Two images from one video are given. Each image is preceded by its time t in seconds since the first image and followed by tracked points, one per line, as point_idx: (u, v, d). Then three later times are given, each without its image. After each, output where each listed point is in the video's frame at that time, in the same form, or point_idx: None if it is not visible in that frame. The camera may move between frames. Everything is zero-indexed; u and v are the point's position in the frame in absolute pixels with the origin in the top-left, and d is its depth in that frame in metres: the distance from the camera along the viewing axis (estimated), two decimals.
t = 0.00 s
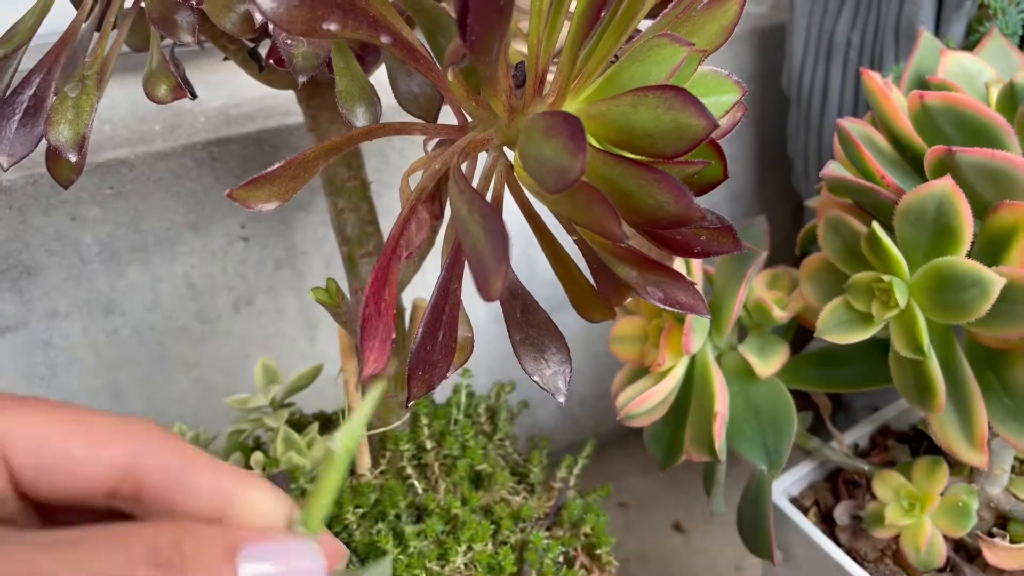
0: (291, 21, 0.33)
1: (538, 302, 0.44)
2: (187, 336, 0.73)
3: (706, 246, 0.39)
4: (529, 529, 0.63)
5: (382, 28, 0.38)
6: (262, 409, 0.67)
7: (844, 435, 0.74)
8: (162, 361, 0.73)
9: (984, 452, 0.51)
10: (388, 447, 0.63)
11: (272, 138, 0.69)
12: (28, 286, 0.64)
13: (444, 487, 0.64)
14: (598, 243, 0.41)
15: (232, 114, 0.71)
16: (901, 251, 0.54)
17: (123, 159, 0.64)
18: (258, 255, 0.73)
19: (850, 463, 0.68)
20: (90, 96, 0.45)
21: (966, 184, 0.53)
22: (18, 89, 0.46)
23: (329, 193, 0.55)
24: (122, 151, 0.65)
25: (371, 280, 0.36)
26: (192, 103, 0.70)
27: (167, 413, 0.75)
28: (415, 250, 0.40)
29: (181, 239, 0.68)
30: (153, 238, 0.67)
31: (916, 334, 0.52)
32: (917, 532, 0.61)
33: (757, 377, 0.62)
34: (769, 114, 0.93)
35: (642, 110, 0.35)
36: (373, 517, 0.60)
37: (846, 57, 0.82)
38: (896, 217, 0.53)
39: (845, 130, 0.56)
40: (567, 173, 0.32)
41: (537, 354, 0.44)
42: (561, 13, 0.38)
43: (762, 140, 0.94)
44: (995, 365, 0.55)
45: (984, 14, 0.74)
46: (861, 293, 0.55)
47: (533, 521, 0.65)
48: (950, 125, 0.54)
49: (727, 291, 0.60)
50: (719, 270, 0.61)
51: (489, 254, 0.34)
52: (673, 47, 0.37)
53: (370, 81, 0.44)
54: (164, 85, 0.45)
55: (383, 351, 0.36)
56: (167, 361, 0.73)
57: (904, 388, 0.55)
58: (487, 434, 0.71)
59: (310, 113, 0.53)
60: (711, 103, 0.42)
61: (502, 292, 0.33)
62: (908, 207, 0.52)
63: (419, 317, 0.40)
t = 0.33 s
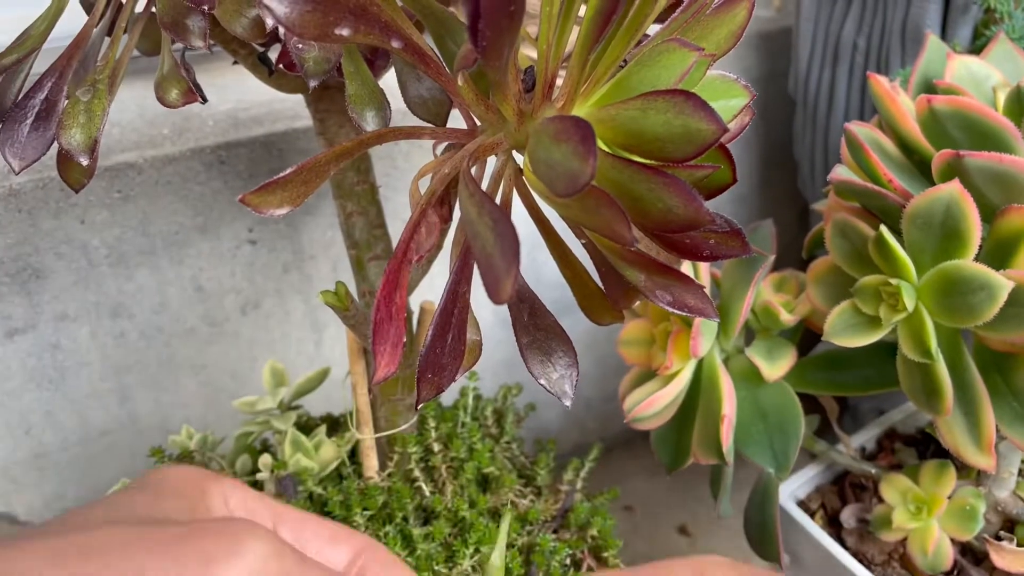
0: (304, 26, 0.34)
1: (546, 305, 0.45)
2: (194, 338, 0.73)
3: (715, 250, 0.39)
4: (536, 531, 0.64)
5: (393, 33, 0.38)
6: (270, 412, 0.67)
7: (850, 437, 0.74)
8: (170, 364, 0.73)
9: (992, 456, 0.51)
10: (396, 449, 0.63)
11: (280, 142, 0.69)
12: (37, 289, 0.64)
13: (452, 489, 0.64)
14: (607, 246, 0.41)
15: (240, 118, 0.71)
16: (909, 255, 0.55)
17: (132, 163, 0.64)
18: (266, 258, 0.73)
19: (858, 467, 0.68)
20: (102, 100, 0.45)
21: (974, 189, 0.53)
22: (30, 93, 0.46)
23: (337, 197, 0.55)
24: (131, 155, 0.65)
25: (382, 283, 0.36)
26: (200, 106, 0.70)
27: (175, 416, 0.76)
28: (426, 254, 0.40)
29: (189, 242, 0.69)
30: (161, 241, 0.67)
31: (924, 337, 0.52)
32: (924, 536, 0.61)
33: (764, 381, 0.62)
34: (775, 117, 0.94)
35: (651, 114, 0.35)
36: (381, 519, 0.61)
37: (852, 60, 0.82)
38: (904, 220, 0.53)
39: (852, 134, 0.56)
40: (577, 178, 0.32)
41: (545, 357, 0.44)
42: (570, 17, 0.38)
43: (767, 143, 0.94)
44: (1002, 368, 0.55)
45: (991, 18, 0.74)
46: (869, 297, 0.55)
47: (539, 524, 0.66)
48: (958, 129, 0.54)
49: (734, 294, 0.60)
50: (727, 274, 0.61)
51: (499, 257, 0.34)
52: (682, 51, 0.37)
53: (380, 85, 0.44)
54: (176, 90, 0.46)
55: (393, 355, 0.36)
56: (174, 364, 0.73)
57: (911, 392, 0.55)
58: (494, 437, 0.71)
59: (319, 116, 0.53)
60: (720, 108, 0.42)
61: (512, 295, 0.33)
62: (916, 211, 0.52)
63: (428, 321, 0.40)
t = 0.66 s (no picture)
0: (315, 25, 0.33)
1: (557, 307, 0.44)
2: (202, 340, 0.73)
3: (730, 251, 0.39)
4: (546, 534, 0.63)
5: (403, 33, 0.38)
6: (278, 413, 0.67)
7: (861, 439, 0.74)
8: (178, 365, 0.73)
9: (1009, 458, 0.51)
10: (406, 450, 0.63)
11: (288, 142, 0.69)
12: (44, 291, 0.64)
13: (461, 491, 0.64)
14: (620, 247, 0.40)
15: (248, 118, 0.71)
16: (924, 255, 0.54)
17: (140, 163, 0.64)
18: (274, 259, 0.73)
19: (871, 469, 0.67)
20: (111, 101, 0.45)
21: (991, 188, 0.53)
22: (38, 94, 0.46)
23: (346, 198, 0.55)
24: (138, 156, 0.65)
25: (393, 285, 0.35)
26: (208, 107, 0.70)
27: (182, 417, 0.75)
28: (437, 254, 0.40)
29: (197, 242, 0.68)
30: (169, 242, 0.67)
31: (940, 339, 0.51)
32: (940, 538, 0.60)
33: (777, 383, 0.62)
34: (785, 116, 0.93)
35: (665, 114, 0.35)
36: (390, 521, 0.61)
37: (863, 59, 0.81)
38: (920, 220, 0.52)
39: (866, 134, 0.56)
40: (592, 178, 0.32)
41: (557, 360, 0.43)
42: (583, 16, 0.38)
43: (776, 143, 0.93)
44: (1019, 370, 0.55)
45: (1003, 16, 0.74)
46: (884, 298, 0.54)
47: (549, 526, 0.65)
48: (972, 128, 0.54)
49: (746, 295, 0.60)
50: (738, 274, 0.61)
51: (513, 259, 0.34)
52: (697, 50, 0.37)
53: (390, 86, 0.44)
54: (184, 90, 0.45)
55: (405, 357, 0.35)
56: (181, 366, 0.73)
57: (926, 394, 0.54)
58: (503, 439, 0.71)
59: (328, 117, 0.53)
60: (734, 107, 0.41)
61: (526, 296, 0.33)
62: (932, 211, 0.51)
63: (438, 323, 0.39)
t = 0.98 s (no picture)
0: (326, 29, 0.34)
1: (566, 308, 0.44)
2: (212, 342, 0.73)
3: (739, 252, 0.39)
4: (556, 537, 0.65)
5: (414, 36, 0.38)
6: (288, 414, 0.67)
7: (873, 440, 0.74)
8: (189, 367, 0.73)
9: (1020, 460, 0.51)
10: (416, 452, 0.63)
11: (298, 145, 0.69)
12: (57, 293, 0.64)
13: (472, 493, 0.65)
14: (630, 249, 0.40)
15: (257, 121, 0.71)
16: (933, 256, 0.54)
17: (151, 167, 0.65)
18: (284, 261, 0.73)
19: (881, 470, 0.67)
20: (124, 105, 0.45)
21: (1000, 189, 0.52)
22: (52, 98, 0.46)
23: (356, 200, 0.55)
24: (149, 159, 0.65)
25: (405, 286, 0.35)
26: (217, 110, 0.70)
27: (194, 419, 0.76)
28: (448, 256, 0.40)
29: (207, 245, 0.69)
30: (179, 244, 0.68)
31: (951, 340, 0.51)
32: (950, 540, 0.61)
33: (787, 383, 0.62)
34: (795, 117, 0.93)
35: (676, 115, 0.35)
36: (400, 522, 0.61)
37: (872, 59, 0.81)
38: (930, 221, 0.52)
39: (876, 134, 0.56)
40: (603, 180, 0.32)
41: (567, 362, 0.43)
42: (593, 19, 0.38)
43: (785, 143, 0.93)
44: None
45: (1013, 16, 0.74)
46: (893, 299, 0.54)
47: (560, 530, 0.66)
48: (982, 128, 0.54)
49: (755, 297, 0.60)
50: (747, 275, 0.61)
51: (523, 260, 0.34)
52: (707, 52, 0.37)
53: (400, 89, 0.44)
54: (197, 94, 0.46)
55: (416, 358, 0.35)
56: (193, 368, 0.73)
57: (935, 396, 0.54)
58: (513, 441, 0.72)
59: (338, 120, 0.53)
60: (745, 108, 0.42)
61: (538, 298, 0.33)
62: (942, 211, 0.51)
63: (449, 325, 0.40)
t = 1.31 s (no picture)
0: (326, 15, 0.33)
1: (571, 301, 0.44)
2: (214, 337, 0.73)
3: (750, 243, 0.38)
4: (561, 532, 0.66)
5: (416, 23, 0.37)
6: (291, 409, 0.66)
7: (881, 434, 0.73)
8: (190, 362, 0.73)
9: None
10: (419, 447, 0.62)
11: (299, 138, 0.69)
12: (56, 287, 0.63)
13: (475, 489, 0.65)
14: (638, 240, 0.40)
15: (258, 113, 0.70)
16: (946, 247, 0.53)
17: (151, 159, 0.64)
18: (285, 255, 0.73)
19: (890, 464, 0.66)
20: (121, 95, 0.45)
21: (1015, 179, 0.52)
22: (48, 88, 0.46)
23: (358, 192, 0.55)
24: (149, 151, 0.64)
25: (407, 279, 0.35)
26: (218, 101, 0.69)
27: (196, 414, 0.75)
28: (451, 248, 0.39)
29: (208, 238, 0.68)
30: (180, 238, 0.67)
31: (964, 333, 0.50)
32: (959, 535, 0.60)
33: (796, 377, 0.61)
34: (802, 108, 0.92)
35: (685, 103, 0.34)
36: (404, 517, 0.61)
37: (881, 49, 0.80)
38: (942, 212, 0.52)
39: (887, 123, 0.55)
40: (610, 168, 0.31)
41: (572, 356, 0.42)
42: (599, 4, 0.37)
43: (792, 135, 0.92)
44: None
45: None
46: (905, 292, 0.53)
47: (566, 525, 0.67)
48: (996, 116, 0.53)
49: (764, 289, 0.59)
50: (755, 267, 0.60)
51: (528, 251, 0.33)
52: (717, 38, 0.36)
53: (402, 78, 0.44)
54: (195, 83, 0.45)
55: (418, 352, 0.35)
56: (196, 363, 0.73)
57: (947, 389, 0.53)
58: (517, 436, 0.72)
59: (339, 111, 0.53)
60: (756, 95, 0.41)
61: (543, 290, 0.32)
62: (955, 201, 0.50)
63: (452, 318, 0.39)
